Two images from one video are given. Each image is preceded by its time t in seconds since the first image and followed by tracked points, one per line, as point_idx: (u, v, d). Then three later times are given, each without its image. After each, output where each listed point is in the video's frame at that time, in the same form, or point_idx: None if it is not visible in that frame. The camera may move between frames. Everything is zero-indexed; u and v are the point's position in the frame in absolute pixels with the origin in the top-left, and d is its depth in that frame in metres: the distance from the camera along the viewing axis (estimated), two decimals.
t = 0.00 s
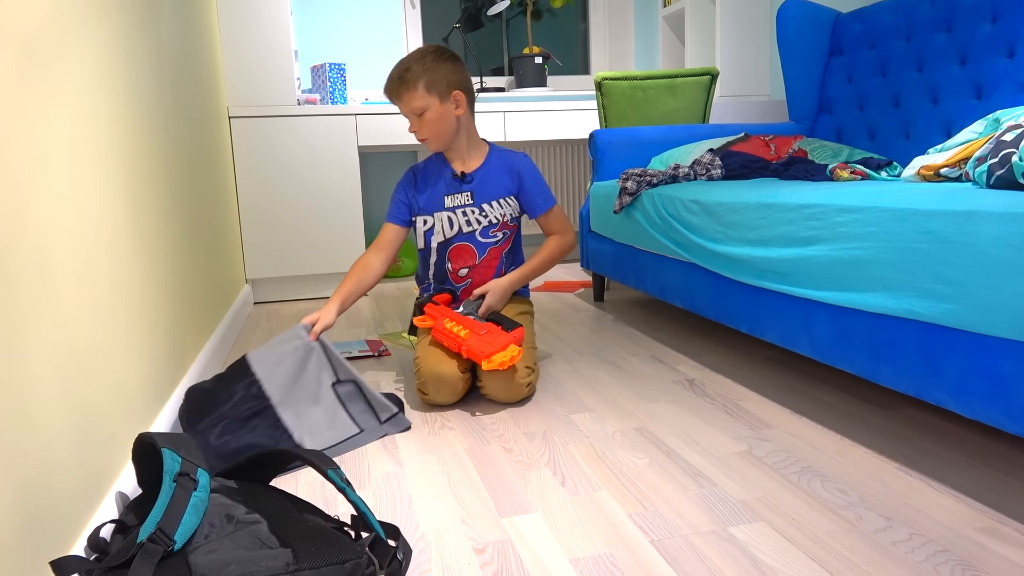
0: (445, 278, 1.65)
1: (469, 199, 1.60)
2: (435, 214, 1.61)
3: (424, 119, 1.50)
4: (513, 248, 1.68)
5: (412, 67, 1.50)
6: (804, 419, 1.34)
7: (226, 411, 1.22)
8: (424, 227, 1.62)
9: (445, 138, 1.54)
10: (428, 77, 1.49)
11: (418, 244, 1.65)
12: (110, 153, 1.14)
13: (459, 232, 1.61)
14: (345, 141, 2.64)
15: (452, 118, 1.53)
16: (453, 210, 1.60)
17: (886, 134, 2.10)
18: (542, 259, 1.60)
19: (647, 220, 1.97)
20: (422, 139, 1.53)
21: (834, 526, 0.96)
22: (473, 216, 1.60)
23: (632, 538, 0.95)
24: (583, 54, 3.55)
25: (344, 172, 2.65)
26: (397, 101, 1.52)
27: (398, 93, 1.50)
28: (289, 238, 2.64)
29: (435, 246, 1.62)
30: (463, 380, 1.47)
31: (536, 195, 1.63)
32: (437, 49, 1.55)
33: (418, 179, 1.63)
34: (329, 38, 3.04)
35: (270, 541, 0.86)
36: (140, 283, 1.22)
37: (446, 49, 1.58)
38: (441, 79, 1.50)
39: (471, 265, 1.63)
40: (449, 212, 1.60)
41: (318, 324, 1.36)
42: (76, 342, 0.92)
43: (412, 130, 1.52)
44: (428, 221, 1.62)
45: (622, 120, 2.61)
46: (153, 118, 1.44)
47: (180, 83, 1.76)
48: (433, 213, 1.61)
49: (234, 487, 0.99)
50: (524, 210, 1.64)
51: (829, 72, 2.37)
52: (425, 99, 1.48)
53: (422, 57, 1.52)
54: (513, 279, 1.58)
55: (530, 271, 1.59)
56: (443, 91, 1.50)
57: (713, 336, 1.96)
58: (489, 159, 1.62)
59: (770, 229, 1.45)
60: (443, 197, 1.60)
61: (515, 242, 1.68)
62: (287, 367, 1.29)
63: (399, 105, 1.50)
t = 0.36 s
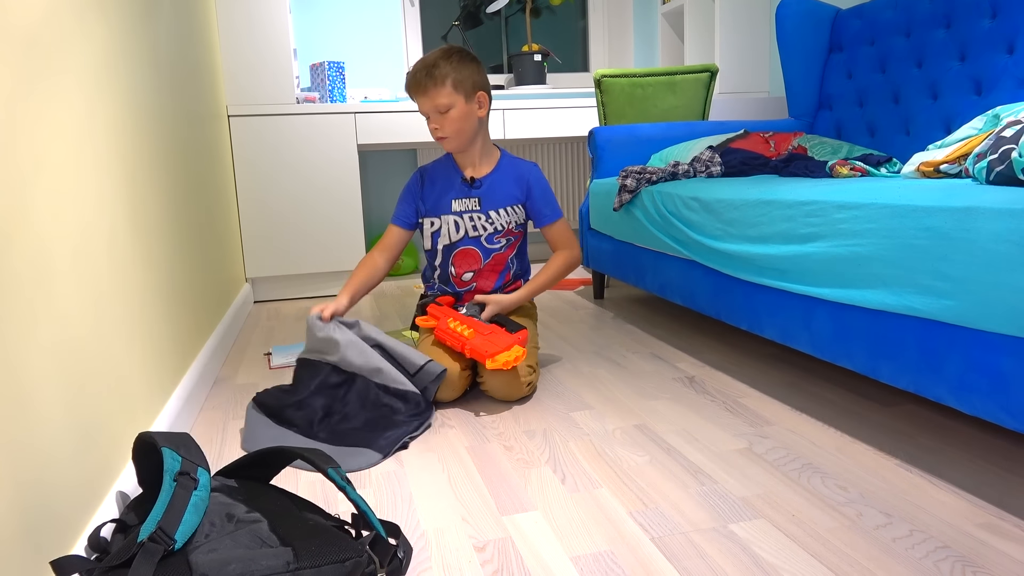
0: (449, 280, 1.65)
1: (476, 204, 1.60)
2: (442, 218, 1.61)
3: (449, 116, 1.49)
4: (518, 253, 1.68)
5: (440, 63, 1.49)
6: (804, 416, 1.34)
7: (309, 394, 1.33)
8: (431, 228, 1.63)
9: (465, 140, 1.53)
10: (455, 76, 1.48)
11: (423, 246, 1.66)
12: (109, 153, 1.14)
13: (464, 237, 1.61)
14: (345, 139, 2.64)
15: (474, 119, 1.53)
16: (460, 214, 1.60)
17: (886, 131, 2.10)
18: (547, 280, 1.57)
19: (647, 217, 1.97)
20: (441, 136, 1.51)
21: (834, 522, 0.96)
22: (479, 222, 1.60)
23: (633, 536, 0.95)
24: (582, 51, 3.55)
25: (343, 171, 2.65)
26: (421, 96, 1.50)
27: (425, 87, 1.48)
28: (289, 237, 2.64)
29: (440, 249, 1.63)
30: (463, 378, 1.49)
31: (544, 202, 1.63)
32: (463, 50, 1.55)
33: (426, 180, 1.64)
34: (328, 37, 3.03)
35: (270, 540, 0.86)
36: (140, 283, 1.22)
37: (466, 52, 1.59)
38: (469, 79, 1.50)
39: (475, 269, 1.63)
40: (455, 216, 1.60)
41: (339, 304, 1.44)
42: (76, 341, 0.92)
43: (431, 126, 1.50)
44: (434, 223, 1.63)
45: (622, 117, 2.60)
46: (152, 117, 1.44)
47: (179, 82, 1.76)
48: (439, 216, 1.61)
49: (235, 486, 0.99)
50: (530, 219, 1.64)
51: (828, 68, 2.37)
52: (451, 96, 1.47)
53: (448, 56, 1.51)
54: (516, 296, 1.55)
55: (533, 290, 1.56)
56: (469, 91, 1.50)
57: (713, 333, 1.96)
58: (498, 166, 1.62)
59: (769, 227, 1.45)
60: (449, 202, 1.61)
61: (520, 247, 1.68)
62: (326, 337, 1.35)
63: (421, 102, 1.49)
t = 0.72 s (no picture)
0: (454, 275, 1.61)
1: (475, 212, 1.47)
2: (441, 222, 1.50)
3: (461, 95, 1.31)
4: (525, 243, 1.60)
5: (451, 37, 1.32)
6: (804, 415, 1.35)
7: (325, 396, 1.36)
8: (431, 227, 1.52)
9: (478, 136, 1.38)
10: (471, 54, 1.33)
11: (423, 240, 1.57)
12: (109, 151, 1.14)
13: (465, 242, 1.52)
14: (344, 139, 2.64)
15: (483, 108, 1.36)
16: (459, 219, 1.48)
17: (887, 130, 2.10)
18: (551, 284, 1.53)
19: (647, 217, 1.97)
20: (448, 117, 1.31)
21: (834, 522, 0.96)
22: (481, 230, 1.49)
23: (633, 535, 0.95)
24: (582, 50, 3.55)
25: (343, 170, 2.65)
26: (429, 69, 1.30)
27: (436, 58, 1.29)
28: (290, 237, 2.64)
29: (442, 251, 1.55)
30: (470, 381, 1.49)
31: (551, 204, 1.51)
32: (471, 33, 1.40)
33: (420, 180, 1.47)
34: (328, 36, 3.03)
35: (271, 539, 0.86)
36: (140, 282, 1.22)
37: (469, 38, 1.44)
38: (483, 62, 1.35)
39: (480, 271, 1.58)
40: (454, 222, 1.49)
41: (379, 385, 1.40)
42: (76, 341, 0.92)
43: (439, 103, 1.29)
44: (433, 225, 1.52)
45: (622, 117, 2.60)
46: (152, 116, 1.44)
47: (179, 81, 1.76)
48: (438, 218, 1.50)
49: (236, 485, 0.99)
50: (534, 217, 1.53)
51: (828, 68, 2.37)
52: (466, 73, 1.31)
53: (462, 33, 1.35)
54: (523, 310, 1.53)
55: (540, 298, 1.54)
56: (482, 74, 1.35)
57: (714, 333, 1.96)
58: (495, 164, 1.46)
59: (769, 226, 1.45)
60: (447, 204, 1.47)
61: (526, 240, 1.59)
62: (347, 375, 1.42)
63: (432, 76, 1.29)
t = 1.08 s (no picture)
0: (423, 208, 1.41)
1: (441, 113, 1.30)
2: (403, 129, 1.34)
3: None
4: (503, 174, 1.39)
5: None
6: (804, 416, 1.35)
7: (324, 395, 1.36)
8: (394, 141, 1.36)
9: (458, 25, 1.25)
10: None
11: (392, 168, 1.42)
12: (109, 155, 1.14)
13: (429, 153, 1.34)
14: (343, 141, 2.64)
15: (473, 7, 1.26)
16: (423, 125, 1.32)
17: (885, 131, 2.10)
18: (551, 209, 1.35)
19: (646, 218, 1.97)
20: None
21: (834, 523, 0.96)
22: (446, 134, 1.32)
23: (633, 537, 0.95)
24: (581, 52, 3.55)
25: (342, 173, 2.65)
26: None
27: None
28: (289, 240, 2.65)
29: (407, 171, 1.38)
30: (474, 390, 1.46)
31: (531, 114, 1.32)
32: None
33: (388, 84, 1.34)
34: (327, 39, 3.04)
35: (271, 542, 0.86)
36: (139, 285, 1.22)
37: None
38: None
39: (448, 195, 1.37)
40: (418, 128, 1.33)
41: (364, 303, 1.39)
42: (77, 345, 0.93)
43: None
44: (397, 137, 1.36)
45: (621, 119, 2.60)
46: (151, 119, 1.44)
47: (178, 84, 1.76)
48: (400, 127, 1.35)
49: (236, 488, 0.99)
50: (510, 133, 1.34)
51: (827, 69, 2.37)
52: None
53: None
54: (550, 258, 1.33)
55: (556, 231, 1.36)
56: None
57: (713, 334, 1.96)
58: (472, 64, 1.31)
59: (769, 227, 1.45)
60: (411, 108, 1.32)
61: (505, 168, 1.39)
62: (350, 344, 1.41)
63: None
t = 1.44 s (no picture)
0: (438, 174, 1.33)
1: (463, 71, 1.33)
2: (423, 90, 1.31)
3: None
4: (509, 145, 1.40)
5: None
6: (803, 420, 1.35)
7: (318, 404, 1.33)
8: (410, 104, 1.31)
9: None
10: None
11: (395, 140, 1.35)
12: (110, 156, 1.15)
13: (454, 110, 1.31)
14: (343, 144, 2.64)
15: None
16: (445, 83, 1.31)
17: (885, 135, 2.11)
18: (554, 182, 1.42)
19: (646, 221, 1.97)
20: None
21: (833, 526, 0.96)
22: (470, 91, 1.32)
23: (632, 540, 0.95)
24: (581, 55, 3.56)
25: (341, 175, 2.65)
26: None
27: None
28: (289, 241, 2.65)
29: (421, 133, 1.32)
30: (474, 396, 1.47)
31: (536, 87, 1.43)
32: None
33: (399, 50, 1.31)
34: (328, 42, 3.04)
35: (270, 545, 0.86)
36: (139, 286, 1.22)
37: None
38: None
39: (470, 155, 1.33)
40: (440, 86, 1.31)
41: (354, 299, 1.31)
42: (77, 347, 0.93)
43: None
44: (411, 101, 1.31)
45: (621, 122, 2.61)
46: (151, 122, 1.45)
47: (178, 86, 1.76)
48: (418, 89, 1.31)
49: (235, 491, 0.99)
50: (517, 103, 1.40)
51: (826, 73, 2.37)
52: None
53: None
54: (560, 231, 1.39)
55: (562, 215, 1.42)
56: None
57: (713, 337, 1.96)
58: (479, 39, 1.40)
59: (768, 231, 1.45)
60: (431, 68, 1.32)
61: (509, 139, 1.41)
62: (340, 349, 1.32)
63: None
